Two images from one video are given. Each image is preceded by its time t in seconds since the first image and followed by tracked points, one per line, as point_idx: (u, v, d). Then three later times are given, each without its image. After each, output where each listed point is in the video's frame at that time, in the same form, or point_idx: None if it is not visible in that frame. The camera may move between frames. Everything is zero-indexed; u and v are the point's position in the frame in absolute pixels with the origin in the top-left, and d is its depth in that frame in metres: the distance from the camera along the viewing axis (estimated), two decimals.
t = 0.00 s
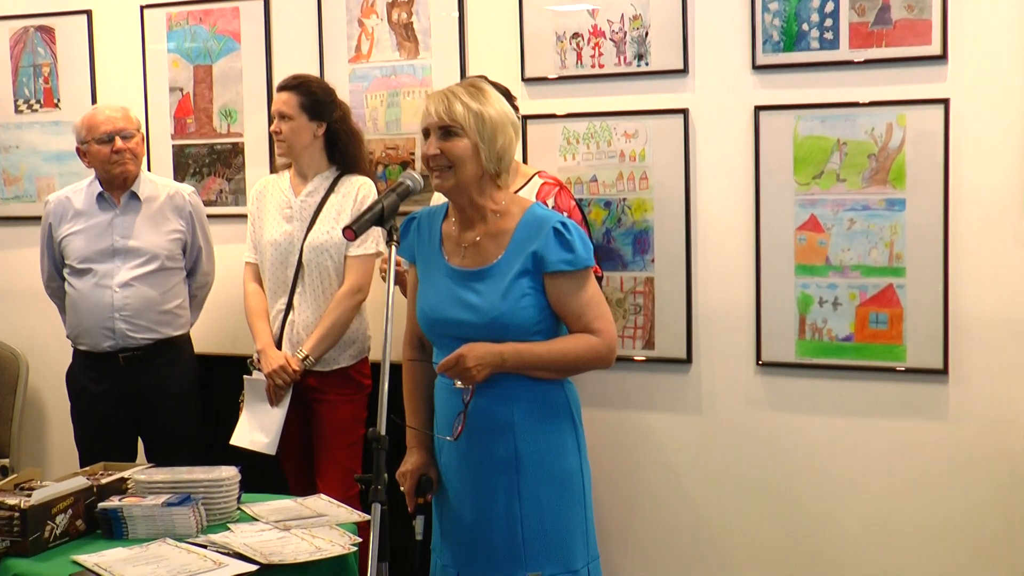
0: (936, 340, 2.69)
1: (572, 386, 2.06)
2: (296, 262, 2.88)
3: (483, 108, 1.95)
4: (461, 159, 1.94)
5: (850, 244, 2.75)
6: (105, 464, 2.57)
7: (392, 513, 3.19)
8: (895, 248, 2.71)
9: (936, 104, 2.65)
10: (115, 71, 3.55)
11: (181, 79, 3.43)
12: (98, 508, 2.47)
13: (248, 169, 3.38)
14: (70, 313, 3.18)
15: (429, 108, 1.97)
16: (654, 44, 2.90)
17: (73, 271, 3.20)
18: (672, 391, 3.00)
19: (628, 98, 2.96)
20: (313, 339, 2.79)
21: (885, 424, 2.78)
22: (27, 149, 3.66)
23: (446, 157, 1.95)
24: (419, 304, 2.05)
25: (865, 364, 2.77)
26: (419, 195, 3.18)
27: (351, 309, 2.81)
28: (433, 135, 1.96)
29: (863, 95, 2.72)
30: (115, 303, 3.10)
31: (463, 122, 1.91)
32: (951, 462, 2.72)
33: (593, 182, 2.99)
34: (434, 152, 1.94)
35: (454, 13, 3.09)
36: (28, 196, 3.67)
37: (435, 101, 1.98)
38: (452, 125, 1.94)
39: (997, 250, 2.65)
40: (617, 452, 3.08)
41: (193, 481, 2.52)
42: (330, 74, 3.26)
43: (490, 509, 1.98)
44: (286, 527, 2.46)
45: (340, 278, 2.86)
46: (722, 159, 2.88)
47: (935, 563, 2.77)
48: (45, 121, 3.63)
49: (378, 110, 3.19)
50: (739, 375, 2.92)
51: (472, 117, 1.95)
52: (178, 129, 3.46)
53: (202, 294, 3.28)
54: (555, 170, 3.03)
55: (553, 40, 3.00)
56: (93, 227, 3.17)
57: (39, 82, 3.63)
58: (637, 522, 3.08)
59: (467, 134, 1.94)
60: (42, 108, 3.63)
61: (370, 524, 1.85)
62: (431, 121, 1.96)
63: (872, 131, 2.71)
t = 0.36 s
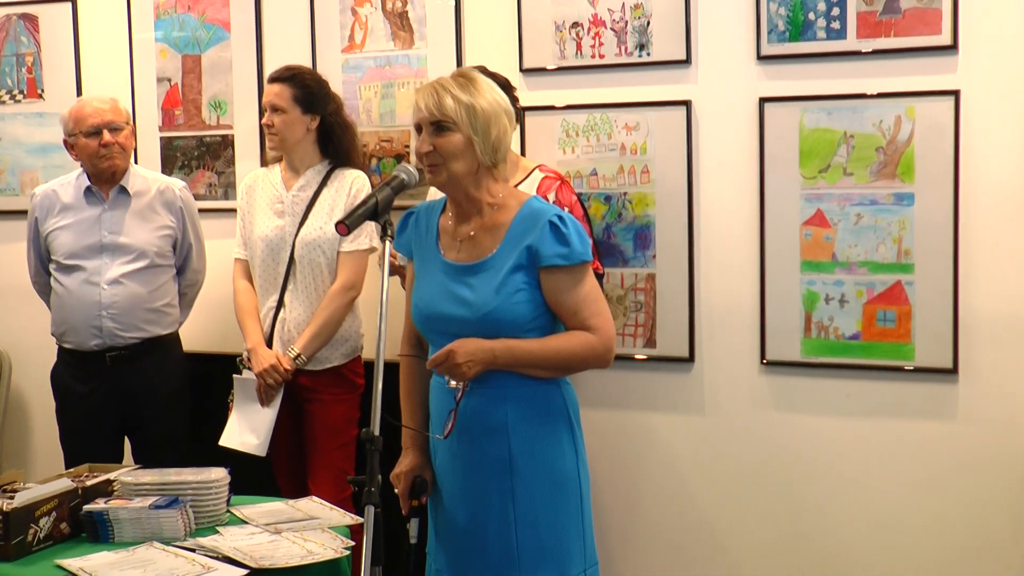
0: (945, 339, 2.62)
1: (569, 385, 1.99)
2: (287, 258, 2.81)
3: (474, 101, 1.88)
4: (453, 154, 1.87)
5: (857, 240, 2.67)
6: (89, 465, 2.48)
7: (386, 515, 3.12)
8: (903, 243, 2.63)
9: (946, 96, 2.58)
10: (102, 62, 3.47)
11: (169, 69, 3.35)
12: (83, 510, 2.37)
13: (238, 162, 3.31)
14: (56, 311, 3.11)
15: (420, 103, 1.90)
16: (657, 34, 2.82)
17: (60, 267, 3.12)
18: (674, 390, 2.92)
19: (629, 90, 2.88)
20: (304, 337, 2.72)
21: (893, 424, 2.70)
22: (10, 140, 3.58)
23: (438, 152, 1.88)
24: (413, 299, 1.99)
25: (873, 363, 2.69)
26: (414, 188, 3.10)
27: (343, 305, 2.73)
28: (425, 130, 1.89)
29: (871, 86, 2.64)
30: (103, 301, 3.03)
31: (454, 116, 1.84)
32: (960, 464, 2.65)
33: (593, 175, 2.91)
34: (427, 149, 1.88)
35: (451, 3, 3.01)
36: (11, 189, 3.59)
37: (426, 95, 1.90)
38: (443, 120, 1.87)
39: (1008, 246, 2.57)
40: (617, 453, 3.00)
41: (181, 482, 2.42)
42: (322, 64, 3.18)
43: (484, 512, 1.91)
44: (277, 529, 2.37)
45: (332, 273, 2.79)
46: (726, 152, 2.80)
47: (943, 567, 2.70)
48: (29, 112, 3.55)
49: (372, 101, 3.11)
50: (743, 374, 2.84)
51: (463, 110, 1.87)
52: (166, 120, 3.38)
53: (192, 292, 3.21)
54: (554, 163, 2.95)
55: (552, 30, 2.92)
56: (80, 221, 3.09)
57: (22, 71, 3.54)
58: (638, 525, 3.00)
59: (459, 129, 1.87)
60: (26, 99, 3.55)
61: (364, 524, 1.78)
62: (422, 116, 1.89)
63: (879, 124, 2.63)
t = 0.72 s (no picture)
0: (953, 336, 2.55)
1: (569, 383, 1.92)
2: (277, 253, 2.74)
3: (469, 90, 1.79)
4: (450, 147, 1.80)
5: (862, 234, 2.60)
6: (72, 464, 2.37)
7: (380, 515, 3.05)
8: (910, 237, 2.56)
9: (954, 86, 2.50)
10: (86, 50, 3.39)
11: (155, 57, 3.28)
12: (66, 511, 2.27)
13: (227, 154, 3.23)
14: (42, 306, 3.03)
15: (413, 96, 1.81)
16: (656, 22, 2.75)
17: (46, 260, 3.04)
18: (674, 388, 2.85)
19: (628, 79, 2.81)
20: (294, 334, 2.65)
21: (899, 424, 2.63)
22: None
23: (435, 146, 1.80)
24: (408, 294, 1.92)
25: (878, 360, 2.62)
26: (408, 180, 3.02)
27: (334, 300, 2.66)
28: (421, 124, 1.81)
29: (877, 76, 2.57)
30: (90, 296, 2.96)
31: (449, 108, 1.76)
32: (968, 464, 2.58)
33: (591, 167, 2.84)
34: (423, 143, 1.80)
35: None
36: None
37: (419, 87, 1.82)
38: (438, 112, 1.79)
39: (1017, 241, 2.50)
40: (616, 452, 2.93)
41: (168, 482, 2.33)
42: (313, 54, 3.10)
43: (479, 513, 1.84)
44: (266, 531, 2.28)
45: (323, 268, 2.72)
46: (727, 144, 2.73)
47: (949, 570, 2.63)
48: (11, 101, 3.47)
49: (363, 90, 3.04)
50: (744, 372, 2.77)
51: (457, 100, 1.79)
52: (152, 110, 3.30)
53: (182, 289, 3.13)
54: (550, 154, 2.88)
55: (549, 18, 2.84)
56: (69, 213, 3.02)
57: (4, 60, 3.46)
58: (637, 525, 2.93)
59: (456, 120, 1.79)
60: (8, 88, 3.47)
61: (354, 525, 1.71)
62: (416, 109, 1.81)
63: (885, 115, 2.56)
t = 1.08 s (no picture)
0: (964, 334, 2.47)
1: (569, 383, 1.84)
2: (268, 250, 2.66)
3: (469, 83, 1.72)
4: (449, 141, 1.72)
5: (871, 229, 2.53)
6: (57, 467, 2.27)
7: (374, 518, 2.97)
8: (920, 233, 2.48)
9: (966, 77, 2.43)
10: (73, 41, 3.32)
11: (143, 47, 3.20)
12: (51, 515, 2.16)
13: (218, 148, 3.16)
14: (30, 302, 2.96)
15: (411, 88, 1.73)
16: (659, 11, 2.67)
17: (36, 254, 2.97)
18: (676, 387, 2.77)
19: (629, 70, 2.73)
20: (285, 333, 2.58)
21: (908, 425, 2.56)
22: None
23: (433, 141, 1.72)
24: (403, 291, 1.84)
25: (887, 360, 2.54)
26: (402, 173, 2.94)
27: (327, 298, 2.59)
28: (418, 119, 1.73)
29: (886, 66, 2.49)
30: (80, 292, 2.88)
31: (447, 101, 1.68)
32: (978, 466, 2.51)
33: (591, 161, 2.76)
34: (421, 137, 1.73)
35: None
36: None
37: (416, 80, 1.74)
38: (436, 105, 1.71)
39: None
40: (617, 452, 2.86)
41: (156, 484, 2.22)
42: (306, 44, 3.02)
43: (476, 517, 1.77)
44: (257, 534, 2.19)
45: (314, 265, 2.64)
46: (730, 137, 2.66)
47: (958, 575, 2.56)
48: None
49: (358, 82, 2.96)
50: (749, 371, 2.70)
51: (456, 93, 1.71)
52: (139, 101, 3.23)
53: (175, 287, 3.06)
54: (549, 147, 2.80)
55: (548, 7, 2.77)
56: (60, 207, 2.94)
57: None
58: (638, 528, 2.86)
59: (455, 114, 1.71)
60: None
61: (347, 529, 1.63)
62: (413, 104, 1.73)
63: (895, 106, 2.48)
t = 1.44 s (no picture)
0: (974, 336, 2.41)
1: (570, 387, 1.79)
2: (264, 250, 2.60)
3: (467, 78, 1.66)
4: (445, 138, 1.66)
5: (879, 229, 2.47)
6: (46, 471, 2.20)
7: (371, 522, 2.92)
8: (930, 232, 2.42)
9: (977, 72, 2.37)
10: (64, 36, 3.26)
11: (134, 43, 3.14)
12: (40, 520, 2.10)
13: (212, 146, 3.11)
14: (24, 303, 2.92)
15: (408, 82, 1.68)
16: (662, 5, 2.61)
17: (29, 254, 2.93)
18: (680, 390, 2.72)
19: (631, 66, 2.67)
20: (281, 334, 2.52)
21: (917, 428, 2.50)
22: None
23: (429, 137, 1.67)
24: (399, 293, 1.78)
25: (896, 362, 2.48)
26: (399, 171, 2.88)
27: (324, 299, 2.54)
28: (414, 113, 1.68)
29: (894, 62, 2.43)
30: (70, 295, 2.83)
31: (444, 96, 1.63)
32: (988, 471, 2.45)
33: (593, 159, 2.70)
34: (416, 132, 1.67)
35: None
36: None
37: (414, 73, 1.69)
38: (433, 100, 1.66)
39: None
40: (620, 456, 2.80)
41: (148, 489, 2.15)
42: (301, 40, 2.97)
43: (475, 524, 1.71)
44: (252, 539, 2.13)
45: (310, 266, 2.58)
46: (735, 134, 2.60)
47: None
48: None
49: (354, 78, 2.90)
50: (754, 373, 2.64)
51: (454, 88, 1.66)
52: (131, 97, 3.17)
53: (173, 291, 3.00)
54: (549, 144, 2.74)
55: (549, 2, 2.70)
56: (53, 208, 2.89)
57: None
58: (642, 533, 2.80)
59: (451, 110, 1.66)
60: None
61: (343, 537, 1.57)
62: (410, 98, 1.68)
63: (903, 103, 2.42)
